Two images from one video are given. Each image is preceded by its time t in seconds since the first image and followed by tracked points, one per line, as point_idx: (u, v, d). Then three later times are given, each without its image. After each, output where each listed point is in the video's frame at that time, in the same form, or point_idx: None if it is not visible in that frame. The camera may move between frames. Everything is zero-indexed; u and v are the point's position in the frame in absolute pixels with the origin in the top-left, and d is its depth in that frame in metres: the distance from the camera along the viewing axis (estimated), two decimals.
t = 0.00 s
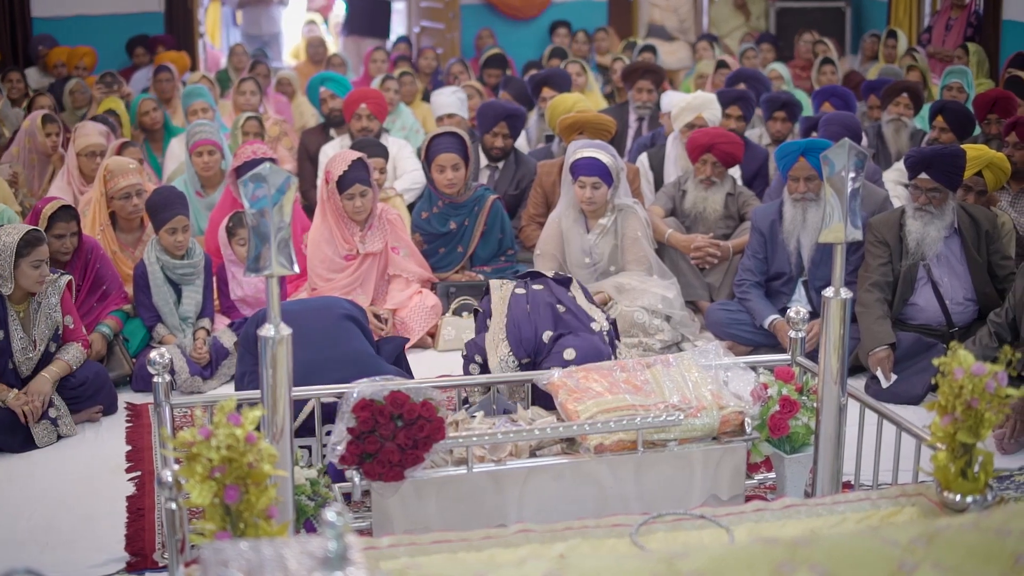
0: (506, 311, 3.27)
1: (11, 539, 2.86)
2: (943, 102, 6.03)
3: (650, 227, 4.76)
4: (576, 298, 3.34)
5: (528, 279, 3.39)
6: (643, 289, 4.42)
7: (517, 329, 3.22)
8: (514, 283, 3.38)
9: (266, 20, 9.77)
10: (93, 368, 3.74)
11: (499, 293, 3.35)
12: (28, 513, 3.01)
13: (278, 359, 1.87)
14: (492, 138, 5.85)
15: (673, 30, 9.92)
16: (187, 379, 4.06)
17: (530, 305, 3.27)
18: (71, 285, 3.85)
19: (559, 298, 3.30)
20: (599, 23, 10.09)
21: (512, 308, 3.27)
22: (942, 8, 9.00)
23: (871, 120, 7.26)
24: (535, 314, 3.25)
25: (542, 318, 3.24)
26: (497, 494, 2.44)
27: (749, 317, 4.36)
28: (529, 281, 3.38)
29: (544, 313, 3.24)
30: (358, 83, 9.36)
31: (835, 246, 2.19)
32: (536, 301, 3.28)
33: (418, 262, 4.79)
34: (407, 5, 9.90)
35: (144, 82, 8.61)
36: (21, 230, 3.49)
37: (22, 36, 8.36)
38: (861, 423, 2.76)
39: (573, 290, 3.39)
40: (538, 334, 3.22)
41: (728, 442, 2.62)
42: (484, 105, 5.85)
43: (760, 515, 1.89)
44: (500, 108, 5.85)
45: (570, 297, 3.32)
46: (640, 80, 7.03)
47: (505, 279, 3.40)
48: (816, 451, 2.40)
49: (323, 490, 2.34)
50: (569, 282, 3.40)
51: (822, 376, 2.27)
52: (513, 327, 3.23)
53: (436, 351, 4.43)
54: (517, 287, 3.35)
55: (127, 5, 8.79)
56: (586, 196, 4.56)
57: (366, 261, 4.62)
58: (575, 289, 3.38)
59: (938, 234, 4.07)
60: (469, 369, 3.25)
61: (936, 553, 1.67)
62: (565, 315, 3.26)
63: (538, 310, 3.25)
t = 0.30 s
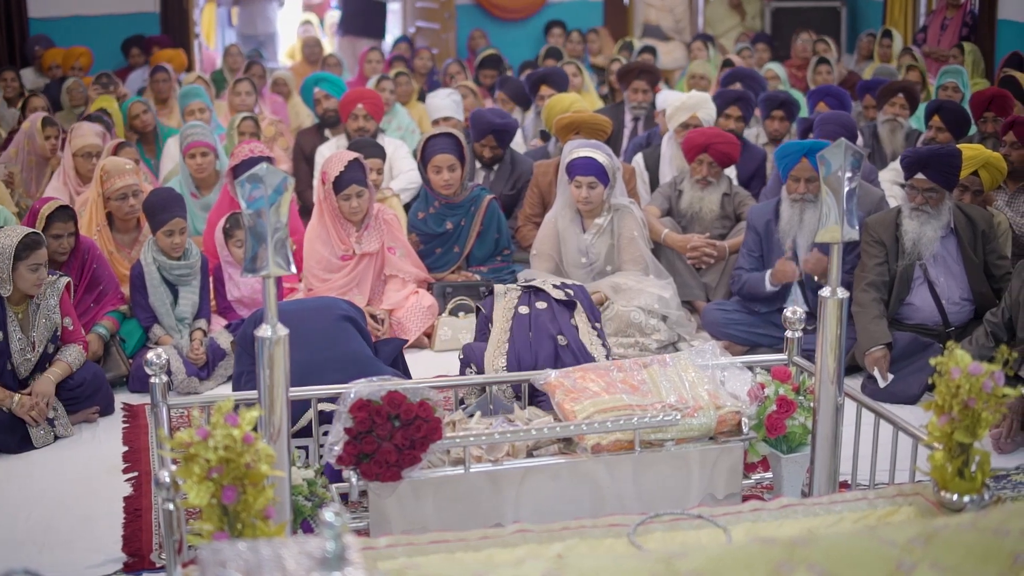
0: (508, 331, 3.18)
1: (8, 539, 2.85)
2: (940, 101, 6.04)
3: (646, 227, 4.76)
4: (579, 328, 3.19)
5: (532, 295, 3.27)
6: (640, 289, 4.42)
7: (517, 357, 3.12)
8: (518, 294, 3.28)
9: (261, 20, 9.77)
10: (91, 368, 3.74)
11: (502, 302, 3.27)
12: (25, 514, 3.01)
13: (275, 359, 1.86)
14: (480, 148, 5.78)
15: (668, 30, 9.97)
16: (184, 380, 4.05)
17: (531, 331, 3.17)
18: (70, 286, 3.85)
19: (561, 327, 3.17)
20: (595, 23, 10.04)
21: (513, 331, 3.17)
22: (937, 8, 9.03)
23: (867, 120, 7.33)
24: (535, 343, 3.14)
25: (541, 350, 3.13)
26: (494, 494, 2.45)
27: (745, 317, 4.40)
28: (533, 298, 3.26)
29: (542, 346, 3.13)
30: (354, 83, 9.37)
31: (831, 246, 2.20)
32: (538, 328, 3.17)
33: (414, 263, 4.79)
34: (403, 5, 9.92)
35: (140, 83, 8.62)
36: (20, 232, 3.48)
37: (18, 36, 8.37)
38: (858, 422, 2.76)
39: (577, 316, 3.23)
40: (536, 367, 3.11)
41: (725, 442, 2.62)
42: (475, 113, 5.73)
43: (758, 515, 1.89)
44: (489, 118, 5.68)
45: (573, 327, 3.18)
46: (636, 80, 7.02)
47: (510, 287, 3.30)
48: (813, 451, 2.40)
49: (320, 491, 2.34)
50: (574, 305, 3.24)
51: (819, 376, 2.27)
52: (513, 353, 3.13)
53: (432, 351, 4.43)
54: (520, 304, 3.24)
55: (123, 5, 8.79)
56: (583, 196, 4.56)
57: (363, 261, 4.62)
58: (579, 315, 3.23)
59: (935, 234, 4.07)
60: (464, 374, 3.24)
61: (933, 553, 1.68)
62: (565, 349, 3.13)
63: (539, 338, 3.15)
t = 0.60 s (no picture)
0: (514, 338, 3.17)
1: (8, 540, 2.85)
2: (939, 100, 6.04)
3: (646, 227, 4.77)
4: (586, 340, 3.16)
5: (539, 300, 3.24)
6: (639, 289, 4.42)
7: (522, 368, 3.12)
8: (525, 299, 3.25)
9: (260, 20, 9.70)
10: (91, 369, 3.74)
11: (509, 305, 3.25)
12: (24, 514, 3.01)
13: (275, 360, 1.86)
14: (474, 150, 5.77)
15: (667, 30, 9.93)
16: (184, 380, 4.05)
17: (538, 340, 3.16)
18: (70, 287, 3.85)
19: (567, 338, 3.15)
20: (594, 24, 10.04)
21: (519, 339, 3.16)
22: (936, 8, 9.03)
23: (866, 119, 7.34)
24: (541, 353, 3.13)
25: (547, 362, 3.12)
26: (493, 494, 2.45)
27: (745, 316, 4.40)
28: (540, 303, 3.23)
29: (548, 358, 3.13)
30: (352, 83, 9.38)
31: (831, 245, 2.19)
32: (545, 337, 3.16)
33: (413, 263, 4.79)
34: (401, 5, 9.93)
35: (139, 83, 8.62)
36: (19, 234, 3.48)
37: (17, 37, 8.37)
38: (857, 421, 2.76)
39: (583, 325, 3.20)
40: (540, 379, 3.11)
41: (724, 442, 2.62)
42: (468, 115, 5.71)
43: (758, 515, 1.89)
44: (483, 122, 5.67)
45: (579, 338, 3.16)
46: (634, 80, 7.03)
47: (517, 290, 3.27)
48: (813, 450, 2.41)
49: (320, 491, 2.34)
50: (581, 314, 3.20)
51: (819, 375, 2.27)
52: (518, 361, 3.13)
53: (432, 351, 4.44)
54: (527, 310, 3.21)
55: (121, 6, 8.79)
56: (582, 196, 4.57)
57: (362, 261, 4.63)
58: (586, 324, 3.20)
59: (935, 233, 4.07)
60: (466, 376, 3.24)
61: (934, 553, 1.68)
62: (570, 360, 3.13)
63: (544, 349, 3.13)
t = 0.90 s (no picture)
0: (517, 339, 3.17)
1: (8, 541, 2.86)
2: (938, 100, 6.05)
3: (645, 227, 4.77)
4: (590, 342, 3.17)
5: (543, 301, 3.24)
6: (639, 289, 4.43)
7: (526, 369, 3.12)
8: (528, 299, 3.25)
9: (260, 20, 9.73)
10: (91, 369, 3.74)
11: (512, 305, 3.25)
12: (25, 514, 3.02)
13: (275, 360, 1.86)
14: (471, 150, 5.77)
15: (665, 30, 9.92)
16: (183, 381, 4.05)
17: (541, 341, 3.15)
18: (70, 288, 3.84)
19: (571, 340, 3.15)
20: (593, 24, 10.03)
21: (523, 340, 3.16)
22: (934, 7, 9.03)
23: (866, 119, 7.34)
24: (544, 354, 3.13)
25: (550, 363, 3.12)
26: (494, 494, 2.45)
27: (745, 316, 4.40)
28: (544, 304, 3.23)
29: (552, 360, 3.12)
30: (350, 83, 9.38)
31: (831, 245, 2.19)
32: (549, 338, 3.15)
33: (413, 263, 4.79)
34: (400, 5, 9.92)
35: (138, 83, 8.61)
36: (19, 235, 3.49)
37: (15, 38, 8.36)
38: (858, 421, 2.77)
39: (587, 327, 3.20)
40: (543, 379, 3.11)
41: (725, 442, 2.62)
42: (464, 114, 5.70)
43: (758, 515, 1.89)
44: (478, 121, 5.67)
45: (583, 339, 3.17)
46: (633, 80, 7.03)
47: (521, 290, 3.27)
48: (813, 450, 2.41)
49: (320, 491, 2.34)
50: (585, 315, 3.21)
51: (819, 376, 2.27)
52: (522, 361, 3.12)
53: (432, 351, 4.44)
54: (531, 311, 3.21)
55: (120, 6, 8.79)
56: (582, 195, 4.57)
57: (362, 261, 4.63)
58: (589, 325, 3.20)
59: (935, 233, 4.07)
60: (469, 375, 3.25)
61: (935, 552, 1.68)
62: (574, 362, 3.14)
63: (548, 350, 3.13)
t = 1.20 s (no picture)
0: (517, 340, 3.17)
1: (8, 541, 2.86)
2: (938, 100, 6.05)
3: (644, 227, 4.77)
4: (589, 342, 3.17)
5: (542, 302, 3.24)
6: (638, 289, 4.43)
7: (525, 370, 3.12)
8: (528, 300, 3.25)
9: (258, 19, 9.72)
10: (90, 370, 3.73)
11: (513, 306, 3.25)
12: (25, 515, 3.02)
13: (276, 361, 1.86)
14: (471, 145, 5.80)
15: (664, 30, 9.92)
16: (183, 382, 4.05)
17: (541, 342, 3.16)
18: (69, 288, 3.84)
19: (570, 340, 3.15)
20: (592, 24, 10.02)
21: (523, 341, 3.16)
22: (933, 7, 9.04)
23: (865, 118, 7.34)
24: (544, 355, 3.14)
25: (550, 364, 3.13)
26: (494, 495, 2.45)
27: (745, 317, 4.40)
28: (543, 305, 3.23)
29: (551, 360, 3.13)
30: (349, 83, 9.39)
31: (831, 245, 2.19)
32: (548, 339, 3.16)
33: (413, 264, 4.80)
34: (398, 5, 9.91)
35: (137, 84, 8.60)
36: (19, 235, 3.49)
37: (14, 39, 8.36)
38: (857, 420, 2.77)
39: (586, 327, 3.20)
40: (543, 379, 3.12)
41: (725, 442, 2.62)
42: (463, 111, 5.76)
43: (759, 515, 1.89)
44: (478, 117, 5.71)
45: (582, 340, 3.16)
46: (632, 81, 7.04)
47: (521, 291, 3.28)
48: (813, 450, 2.41)
49: (321, 491, 2.34)
50: (584, 316, 3.21)
51: (819, 375, 2.27)
52: (522, 362, 3.13)
53: (431, 351, 4.44)
54: (531, 312, 3.21)
55: (118, 7, 8.79)
56: (581, 195, 4.57)
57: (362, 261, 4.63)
58: (589, 326, 3.20)
59: (935, 232, 4.07)
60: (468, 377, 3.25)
61: (936, 552, 1.68)
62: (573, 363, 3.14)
63: (548, 351, 3.14)
